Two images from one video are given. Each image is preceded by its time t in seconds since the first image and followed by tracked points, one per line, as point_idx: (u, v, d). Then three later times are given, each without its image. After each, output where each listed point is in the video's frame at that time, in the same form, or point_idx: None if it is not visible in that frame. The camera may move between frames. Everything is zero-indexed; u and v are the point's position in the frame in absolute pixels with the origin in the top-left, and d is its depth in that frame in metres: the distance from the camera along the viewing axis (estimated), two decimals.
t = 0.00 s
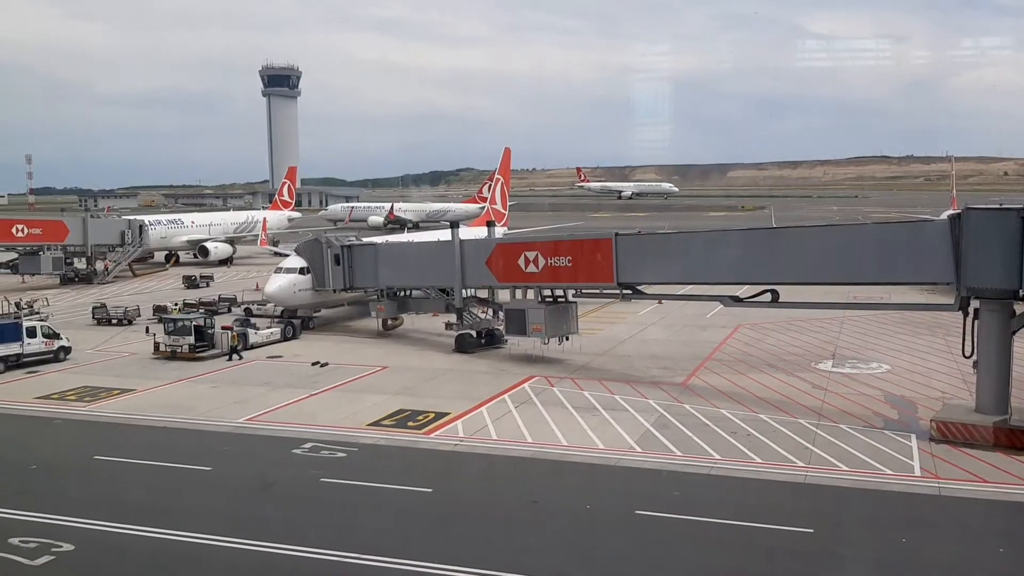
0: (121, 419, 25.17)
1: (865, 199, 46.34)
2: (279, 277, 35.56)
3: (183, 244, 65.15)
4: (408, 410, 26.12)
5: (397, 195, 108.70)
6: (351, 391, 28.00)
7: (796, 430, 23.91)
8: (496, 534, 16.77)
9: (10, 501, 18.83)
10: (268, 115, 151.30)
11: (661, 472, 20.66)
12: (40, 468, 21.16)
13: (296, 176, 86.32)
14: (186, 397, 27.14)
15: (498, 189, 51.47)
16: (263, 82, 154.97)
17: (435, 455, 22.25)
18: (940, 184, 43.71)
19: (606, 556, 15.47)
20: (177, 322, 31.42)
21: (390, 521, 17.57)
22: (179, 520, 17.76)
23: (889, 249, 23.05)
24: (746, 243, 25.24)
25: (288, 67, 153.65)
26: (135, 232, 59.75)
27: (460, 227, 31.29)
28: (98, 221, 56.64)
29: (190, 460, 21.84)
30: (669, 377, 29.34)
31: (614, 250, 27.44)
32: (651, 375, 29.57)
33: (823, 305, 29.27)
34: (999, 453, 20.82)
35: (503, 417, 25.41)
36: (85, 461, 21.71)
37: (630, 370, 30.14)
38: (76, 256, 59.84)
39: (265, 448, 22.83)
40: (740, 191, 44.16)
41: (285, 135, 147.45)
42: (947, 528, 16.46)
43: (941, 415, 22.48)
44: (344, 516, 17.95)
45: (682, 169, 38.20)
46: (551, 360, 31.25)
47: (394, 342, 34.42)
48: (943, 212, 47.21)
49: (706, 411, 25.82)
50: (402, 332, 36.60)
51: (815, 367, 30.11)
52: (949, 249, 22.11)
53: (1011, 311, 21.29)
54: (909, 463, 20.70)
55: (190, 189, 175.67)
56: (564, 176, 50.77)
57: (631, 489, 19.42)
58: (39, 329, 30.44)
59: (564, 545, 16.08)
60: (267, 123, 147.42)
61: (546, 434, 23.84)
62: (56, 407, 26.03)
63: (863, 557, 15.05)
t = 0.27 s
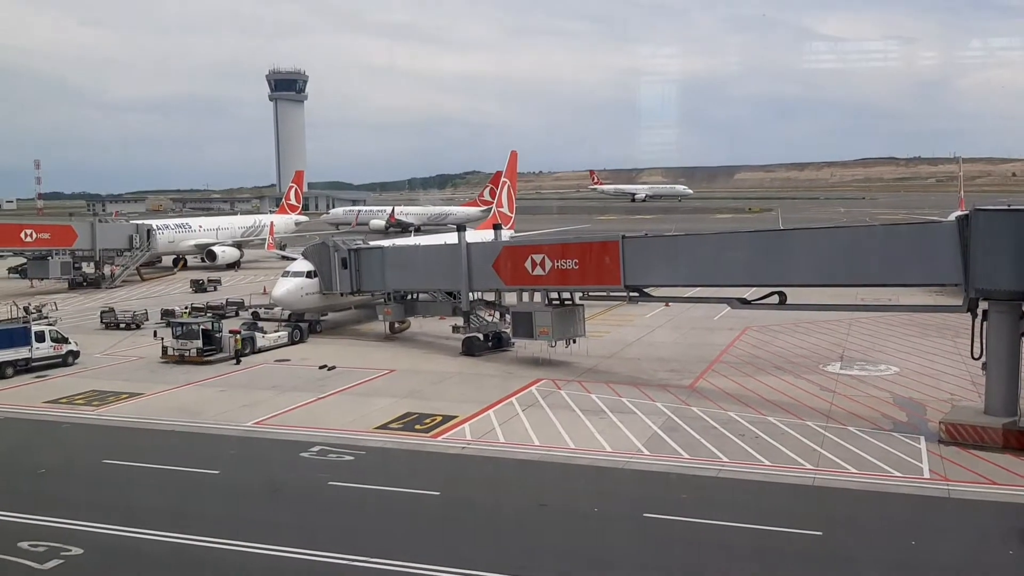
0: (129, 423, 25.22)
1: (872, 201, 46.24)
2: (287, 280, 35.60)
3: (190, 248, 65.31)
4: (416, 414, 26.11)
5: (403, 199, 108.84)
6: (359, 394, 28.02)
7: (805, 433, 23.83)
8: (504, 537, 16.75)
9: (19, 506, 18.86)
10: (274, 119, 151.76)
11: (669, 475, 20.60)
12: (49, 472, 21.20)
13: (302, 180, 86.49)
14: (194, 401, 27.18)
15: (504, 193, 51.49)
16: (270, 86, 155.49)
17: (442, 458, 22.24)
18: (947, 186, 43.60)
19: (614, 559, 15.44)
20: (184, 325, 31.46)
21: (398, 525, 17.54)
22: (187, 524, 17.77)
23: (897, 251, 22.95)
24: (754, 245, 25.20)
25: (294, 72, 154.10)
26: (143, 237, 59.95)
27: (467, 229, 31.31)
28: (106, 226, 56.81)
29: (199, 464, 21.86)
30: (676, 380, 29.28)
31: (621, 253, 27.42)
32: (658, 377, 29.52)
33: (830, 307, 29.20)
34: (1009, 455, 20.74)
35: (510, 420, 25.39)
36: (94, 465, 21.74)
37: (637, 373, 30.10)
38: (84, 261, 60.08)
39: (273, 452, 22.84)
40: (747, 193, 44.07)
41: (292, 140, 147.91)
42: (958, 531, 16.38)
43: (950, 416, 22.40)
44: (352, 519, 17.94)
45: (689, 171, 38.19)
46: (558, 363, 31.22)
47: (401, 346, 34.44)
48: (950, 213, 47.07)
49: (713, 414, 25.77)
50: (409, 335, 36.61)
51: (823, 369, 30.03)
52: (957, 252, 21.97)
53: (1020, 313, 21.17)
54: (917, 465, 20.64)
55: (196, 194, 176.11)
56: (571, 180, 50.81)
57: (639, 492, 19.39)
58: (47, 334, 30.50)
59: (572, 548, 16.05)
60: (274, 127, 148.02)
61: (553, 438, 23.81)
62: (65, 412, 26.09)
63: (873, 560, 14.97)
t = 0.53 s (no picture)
0: (137, 427, 25.28)
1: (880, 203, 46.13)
2: (294, 284, 35.63)
3: (198, 252, 65.48)
4: (423, 417, 26.12)
5: (410, 202, 108.97)
6: (366, 397, 28.04)
7: (814, 435, 23.75)
8: (512, 540, 16.72)
9: (28, 509, 18.93)
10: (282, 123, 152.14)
11: (678, 478, 20.56)
12: (58, 476, 21.25)
13: (309, 183, 86.61)
14: (202, 404, 27.23)
15: (511, 196, 51.49)
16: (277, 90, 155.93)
17: (450, 461, 22.23)
18: (956, 187, 43.47)
19: (623, 562, 15.42)
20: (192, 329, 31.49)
21: (406, 528, 17.54)
22: (196, 527, 17.80)
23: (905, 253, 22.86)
24: (762, 248, 25.13)
25: (302, 75, 154.45)
26: (151, 241, 60.15)
27: (474, 232, 31.33)
28: (114, 230, 57.02)
29: (207, 467, 21.90)
30: (684, 382, 29.24)
31: (628, 255, 27.39)
32: (666, 380, 29.48)
33: (838, 309, 29.13)
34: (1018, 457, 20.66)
35: (518, 423, 25.39)
36: (103, 468, 21.80)
37: (645, 376, 30.04)
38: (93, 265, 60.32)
39: (280, 455, 22.86)
40: (755, 195, 44.04)
41: (299, 143, 148.35)
42: (969, 533, 16.30)
43: (959, 418, 22.33)
44: (360, 523, 17.94)
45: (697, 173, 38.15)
46: (565, 366, 31.20)
47: (409, 349, 34.46)
48: (959, 215, 46.92)
49: (721, 416, 25.70)
50: (417, 338, 36.63)
51: (832, 371, 29.96)
52: (966, 253, 21.87)
53: None
54: (927, 467, 20.56)
55: (203, 198, 176.60)
56: (579, 182, 50.79)
57: (648, 495, 19.35)
58: (56, 338, 30.60)
59: (578, 551, 16.04)
60: (282, 131, 148.41)
61: (561, 440, 23.77)
62: (73, 415, 26.17)
63: (883, 562, 14.92)
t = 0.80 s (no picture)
0: (146, 432, 25.35)
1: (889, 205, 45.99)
2: (303, 288, 35.68)
3: (208, 257, 65.71)
4: (432, 421, 26.14)
5: (417, 206, 109.18)
6: (375, 401, 28.08)
7: (823, 439, 23.68)
8: (522, 544, 16.70)
9: (39, 513, 19.01)
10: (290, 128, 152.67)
11: (687, 482, 20.52)
12: (69, 481, 21.35)
13: (317, 188, 86.83)
14: (212, 409, 27.30)
15: (519, 200, 51.49)
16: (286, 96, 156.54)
17: (459, 465, 22.24)
18: (966, 189, 43.30)
19: (632, 566, 15.40)
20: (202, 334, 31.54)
21: (415, 532, 17.56)
22: (206, 532, 17.85)
23: (914, 256, 22.75)
24: (770, 251, 25.05)
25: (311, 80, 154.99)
26: (161, 246, 60.42)
27: (482, 236, 31.37)
28: (124, 236, 57.31)
29: (217, 472, 21.97)
30: (692, 386, 29.19)
31: (636, 259, 27.36)
32: (674, 384, 29.44)
33: (847, 312, 29.04)
34: None
35: (527, 427, 25.38)
36: (113, 473, 21.89)
37: (653, 379, 30.02)
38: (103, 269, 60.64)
39: (289, 460, 22.90)
40: (764, 198, 43.98)
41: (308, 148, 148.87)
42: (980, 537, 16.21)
43: (971, 422, 22.25)
44: (369, 527, 17.96)
45: (705, 177, 38.11)
46: (574, 370, 31.18)
47: (417, 353, 34.50)
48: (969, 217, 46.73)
49: (730, 420, 25.65)
50: (426, 342, 36.68)
51: (841, 374, 29.86)
52: (976, 255, 21.75)
53: None
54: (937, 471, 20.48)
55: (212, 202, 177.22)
56: (587, 186, 50.77)
57: (657, 499, 19.31)
58: (67, 343, 30.75)
59: (585, 555, 16.02)
60: (290, 136, 148.95)
61: (570, 444, 23.76)
62: (84, 420, 26.28)
63: (893, 566, 14.86)
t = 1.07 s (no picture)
0: (156, 433, 25.43)
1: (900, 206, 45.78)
2: (313, 291, 35.72)
3: (218, 259, 65.92)
4: (441, 423, 26.14)
5: (426, 208, 109.34)
6: (385, 403, 28.09)
7: (834, 441, 23.58)
8: (531, 546, 16.68)
9: (50, 515, 19.09)
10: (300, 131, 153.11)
11: (697, 484, 20.45)
12: (80, 482, 21.43)
13: (326, 190, 87.00)
14: (222, 411, 27.37)
15: (528, 202, 51.47)
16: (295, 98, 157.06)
17: (468, 467, 22.22)
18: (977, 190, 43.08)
19: (642, 568, 15.36)
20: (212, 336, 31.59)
21: (423, 534, 17.56)
22: (215, 533, 17.89)
23: (925, 257, 22.63)
24: (780, 252, 24.98)
25: (320, 83, 155.36)
26: (171, 248, 60.68)
27: (491, 238, 31.38)
28: (135, 239, 57.57)
29: (227, 473, 22.02)
30: (702, 388, 29.10)
31: (645, 260, 27.32)
32: (684, 385, 29.36)
33: (858, 313, 28.93)
34: None
35: (536, 429, 25.36)
36: (123, 474, 21.96)
37: (663, 381, 29.95)
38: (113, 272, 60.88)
39: (298, 462, 22.94)
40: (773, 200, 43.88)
41: (317, 150, 149.29)
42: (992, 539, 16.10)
43: (983, 424, 22.14)
44: (377, 529, 17.97)
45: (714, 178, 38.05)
46: (583, 372, 31.13)
47: (426, 355, 34.51)
48: (981, 218, 46.48)
49: (740, 422, 25.57)
50: (435, 344, 36.68)
51: (851, 376, 29.75)
52: (988, 256, 21.63)
53: None
54: (949, 473, 20.38)
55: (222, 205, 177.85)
56: (597, 188, 50.73)
57: (667, 501, 19.25)
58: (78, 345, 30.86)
59: (594, 557, 16.00)
60: (300, 139, 149.38)
61: (579, 446, 23.72)
62: (95, 422, 26.38)
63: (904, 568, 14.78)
